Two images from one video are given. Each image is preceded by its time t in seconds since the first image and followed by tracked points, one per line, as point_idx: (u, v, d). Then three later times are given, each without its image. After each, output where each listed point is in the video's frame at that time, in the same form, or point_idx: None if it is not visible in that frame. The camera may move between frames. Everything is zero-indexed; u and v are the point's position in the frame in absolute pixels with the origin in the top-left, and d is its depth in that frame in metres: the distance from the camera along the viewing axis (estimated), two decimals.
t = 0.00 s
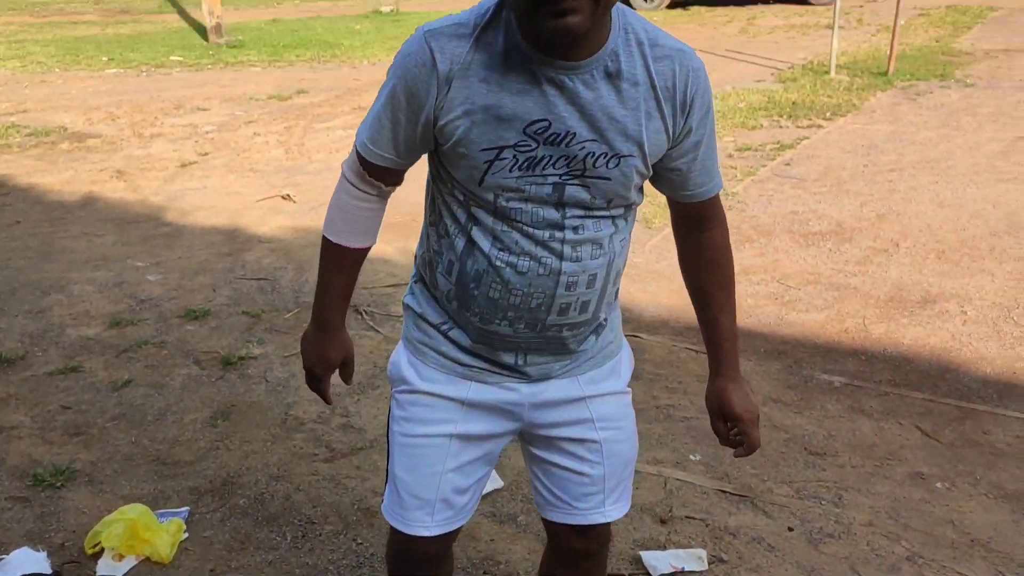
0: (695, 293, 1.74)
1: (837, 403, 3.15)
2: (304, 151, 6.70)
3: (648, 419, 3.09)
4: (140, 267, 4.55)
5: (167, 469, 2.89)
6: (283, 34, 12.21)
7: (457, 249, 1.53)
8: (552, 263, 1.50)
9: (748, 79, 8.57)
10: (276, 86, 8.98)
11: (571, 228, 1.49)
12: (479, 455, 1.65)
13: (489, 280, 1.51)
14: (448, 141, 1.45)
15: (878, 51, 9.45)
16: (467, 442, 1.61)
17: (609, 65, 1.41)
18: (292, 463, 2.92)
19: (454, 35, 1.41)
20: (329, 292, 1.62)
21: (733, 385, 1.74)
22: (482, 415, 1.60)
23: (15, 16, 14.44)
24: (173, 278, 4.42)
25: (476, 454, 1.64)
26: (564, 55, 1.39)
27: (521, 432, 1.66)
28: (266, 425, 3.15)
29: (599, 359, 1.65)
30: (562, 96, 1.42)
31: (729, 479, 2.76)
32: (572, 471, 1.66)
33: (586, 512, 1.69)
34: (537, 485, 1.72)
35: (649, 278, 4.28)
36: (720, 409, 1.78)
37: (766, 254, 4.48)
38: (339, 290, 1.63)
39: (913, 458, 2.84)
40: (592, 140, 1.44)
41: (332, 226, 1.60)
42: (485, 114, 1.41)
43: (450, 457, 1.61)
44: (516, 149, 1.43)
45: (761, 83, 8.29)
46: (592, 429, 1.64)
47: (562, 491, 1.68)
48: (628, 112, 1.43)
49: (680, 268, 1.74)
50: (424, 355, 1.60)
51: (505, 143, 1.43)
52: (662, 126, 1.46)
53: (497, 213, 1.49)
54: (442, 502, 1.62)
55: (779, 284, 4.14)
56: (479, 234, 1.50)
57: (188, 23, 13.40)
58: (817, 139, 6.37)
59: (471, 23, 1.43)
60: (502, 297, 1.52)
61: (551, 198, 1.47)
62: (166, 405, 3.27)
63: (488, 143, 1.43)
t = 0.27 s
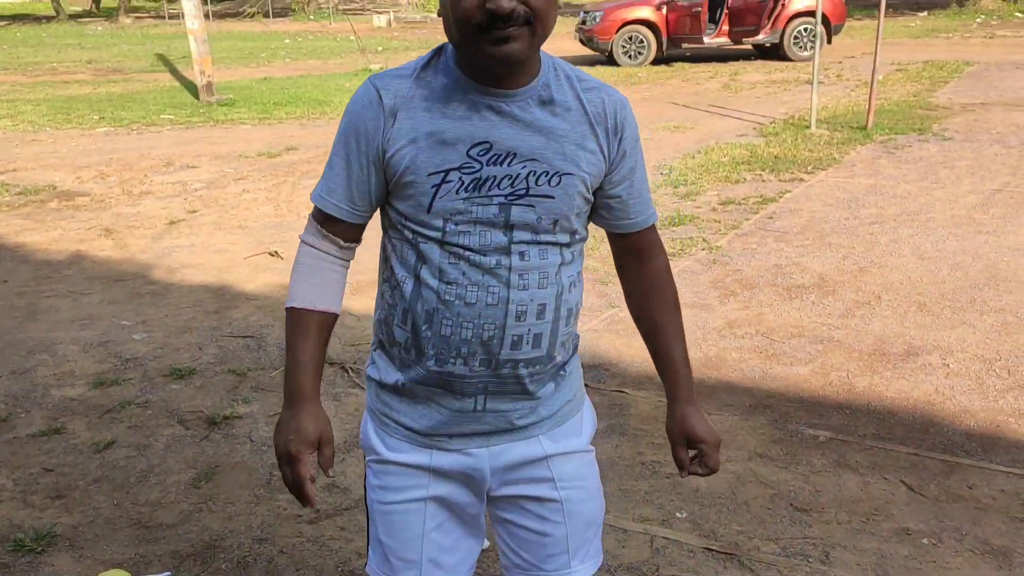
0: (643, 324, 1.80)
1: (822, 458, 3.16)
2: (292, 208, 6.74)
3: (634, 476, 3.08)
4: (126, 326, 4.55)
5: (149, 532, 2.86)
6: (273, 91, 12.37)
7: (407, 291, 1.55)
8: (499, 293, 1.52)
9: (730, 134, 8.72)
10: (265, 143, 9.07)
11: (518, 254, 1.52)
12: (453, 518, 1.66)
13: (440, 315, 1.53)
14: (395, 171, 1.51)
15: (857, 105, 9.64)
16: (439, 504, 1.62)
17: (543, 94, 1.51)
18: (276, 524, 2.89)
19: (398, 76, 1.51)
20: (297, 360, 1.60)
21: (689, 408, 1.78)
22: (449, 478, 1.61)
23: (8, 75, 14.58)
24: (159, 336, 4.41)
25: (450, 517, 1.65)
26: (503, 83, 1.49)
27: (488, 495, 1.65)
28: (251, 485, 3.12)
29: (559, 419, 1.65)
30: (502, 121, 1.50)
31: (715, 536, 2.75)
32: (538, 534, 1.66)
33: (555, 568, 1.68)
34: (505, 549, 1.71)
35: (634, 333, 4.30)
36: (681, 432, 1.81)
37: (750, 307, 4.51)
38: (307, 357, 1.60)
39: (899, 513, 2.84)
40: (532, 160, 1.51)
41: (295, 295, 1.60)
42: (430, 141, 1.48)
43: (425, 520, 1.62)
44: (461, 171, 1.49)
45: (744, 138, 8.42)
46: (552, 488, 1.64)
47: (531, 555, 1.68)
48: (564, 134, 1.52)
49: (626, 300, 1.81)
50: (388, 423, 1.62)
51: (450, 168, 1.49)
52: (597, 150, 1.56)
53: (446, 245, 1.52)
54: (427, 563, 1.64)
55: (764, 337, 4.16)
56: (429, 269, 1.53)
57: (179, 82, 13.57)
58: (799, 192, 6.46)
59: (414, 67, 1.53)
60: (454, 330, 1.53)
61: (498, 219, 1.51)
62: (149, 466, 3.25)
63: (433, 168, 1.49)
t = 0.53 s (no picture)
0: (575, 355, 1.83)
1: (824, 496, 3.13)
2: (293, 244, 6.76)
3: (635, 515, 3.06)
4: (126, 364, 4.54)
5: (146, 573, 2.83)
6: (275, 128, 12.46)
7: (358, 318, 1.56)
8: (446, 316, 1.54)
9: (729, 169, 8.77)
10: (267, 180, 9.12)
11: (465, 279, 1.54)
12: (414, 545, 1.66)
13: (389, 340, 1.54)
14: (344, 205, 1.54)
15: (855, 141, 9.71)
16: (399, 529, 1.64)
17: (485, 129, 1.56)
18: (274, 565, 2.87)
19: (347, 118, 1.56)
20: (269, 401, 1.58)
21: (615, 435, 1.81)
22: (404, 504, 1.61)
23: (12, 113, 14.70)
24: (158, 374, 4.41)
25: (408, 544, 1.65)
26: (447, 127, 1.54)
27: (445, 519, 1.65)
28: (248, 526, 3.10)
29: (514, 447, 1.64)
30: (446, 155, 1.55)
31: None
32: (496, 560, 1.65)
33: None
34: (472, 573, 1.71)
35: (634, 369, 4.29)
36: (606, 458, 1.83)
37: (751, 343, 4.51)
38: (279, 397, 1.58)
39: (903, 553, 2.81)
40: (477, 190, 1.54)
41: (263, 340, 1.60)
42: (377, 174, 1.52)
43: (384, 546, 1.63)
44: (408, 201, 1.52)
45: (742, 173, 8.47)
46: (506, 514, 1.62)
47: None
48: (506, 166, 1.56)
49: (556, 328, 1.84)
50: (344, 451, 1.63)
51: (397, 198, 1.52)
52: (538, 182, 1.60)
53: (393, 272, 1.53)
54: None
55: (764, 374, 4.15)
56: (378, 297, 1.54)
57: (182, 120, 13.68)
58: (798, 228, 6.49)
59: (363, 111, 1.58)
60: (403, 353, 1.54)
61: (445, 245, 1.53)
62: (147, 506, 3.23)
63: (380, 199, 1.52)
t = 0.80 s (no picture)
0: (555, 359, 1.89)
1: (834, 519, 3.11)
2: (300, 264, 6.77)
3: (643, 537, 3.04)
4: (133, 384, 4.55)
5: None
6: (283, 148, 12.50)
7: (350, 329, 1.62)
8: (435, 323, 1.59)
9: (736, 189, 8.76)
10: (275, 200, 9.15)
11: (451, 287, 1.60)
12: (410, 549, 1.70)
13: (381, 348, 1.59)
14: (332, 220, 1.59)
15: (862, 160, 9.70)
16: (397, 536, 1.68)
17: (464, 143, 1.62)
18: None
19: (330, 138, 1.62)
20: (258, 415, 1.70)
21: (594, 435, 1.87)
22: (401, 511, 1.66)
23: (22, 134, 14.79)
24: (166, 394, 4.41)
25: (404, 548, 1.70)
26: (425, 149, 1.60)
27: (440, 524, 1.70)
28: (254, 547, 3.09)
29: (505, 446, 1.70)
30: (428, 169, 1.60)
31: None
32: (490, 559, 1.69)
33: None
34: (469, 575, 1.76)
35: (641, 390, 4.28)
36: (586, 456, 1.89)
37: (759, 364, 4.49)
38: (267, 410, 1.70)
39: None
40: (461, 200, 1.60)
41: (256, 353, 1.70)
42: (363, 189, 1.58)
43: (383, 553, 1.68)
44: (393, 214, 1.58)
45: (749, 193, 8.47)
46: (498, 513, 1.67)
47: None
48: (486, 177, 1.62)
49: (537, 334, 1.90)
50: (338, 462, 1.67)
51: (383, 212, 1.57)
52: (518, 191, 1.66)
53: (383, 282, 1.59)
54: None
55: (773, 394, 4.14)
56: (369, 307, 1.60)
57: (191, 140, 13.75)
58: (805, 248, 6.47)
59: (345, 131, 1.65)
60: (394, 360, 1.59)
61: (430, 255, 1.59)
62: (153, 527, 3.22)
63: (367, 213, 1.58)
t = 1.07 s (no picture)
0: (573, 366, 1.88)
1: (841, 533, 3.09)
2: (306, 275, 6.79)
3: (649, 550, 3.03)
4: (139, 395, 4.55)
5: None
6: (289, 159, 12.55)
7: (360, 337, 1.62)
8: (444, 329, 1.59)
9: (742, 200, 8.76)
10: (281, 211, 9.18)
11: (460, 293, 1.60)
12: (423, 558, 1.70)
13: (391, 355, 1.59)
14: (341, 229, 1.61)
15: (868, 172, 9.70)
16: (411, 545, 1.68)
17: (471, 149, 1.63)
18: None
19: (340, 148, 1.65)
20: (262, 416, 1.71)
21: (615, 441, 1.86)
22: (416, 521, 1.66)
23: (30, 145, 14.88)
24: (171, 405, 4.41)
25: (418, 557, 1.69)
26: (431, 157, 1.61)
27: (454, 533, 1.70)
28: (259, 559, 3.08)
29: (518, 456, 1.70)
30: (436, 176, 1.61)
31: None
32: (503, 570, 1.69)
33: None
34: None
35: (647, 401, 4.27)
36: (610, 464, 1.88)
37: (765, 376, 4.48)
38: (271, 413, 1.72)
39: None
40: (467, 206, 1.60)
41: (264, 358, 1.73)
42: (371, 197, 1.59)
43: (397, 562, 1.68)
44: (401, 221, 1.58)
45: (755, 204, 8.47)
46: (511, 525, 1.67)
47: None
48: (494, 182, 1.62)
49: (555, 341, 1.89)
50: (351, 471, 1.67)
51: (389, 219, 1.58)
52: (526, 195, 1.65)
53: (392, 289, 1.60)
54: None
55: (779, 407, 4.12)
56: (378, 315, 1.60)
57: (198, 151, 13.81)
58: (811, 260, 6.46)
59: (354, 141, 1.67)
60: (404, 367, 1.59)
61: (438, 261, 1.59)
62: (158, 538, 3.22)
63: (374, 220, 1.59)
